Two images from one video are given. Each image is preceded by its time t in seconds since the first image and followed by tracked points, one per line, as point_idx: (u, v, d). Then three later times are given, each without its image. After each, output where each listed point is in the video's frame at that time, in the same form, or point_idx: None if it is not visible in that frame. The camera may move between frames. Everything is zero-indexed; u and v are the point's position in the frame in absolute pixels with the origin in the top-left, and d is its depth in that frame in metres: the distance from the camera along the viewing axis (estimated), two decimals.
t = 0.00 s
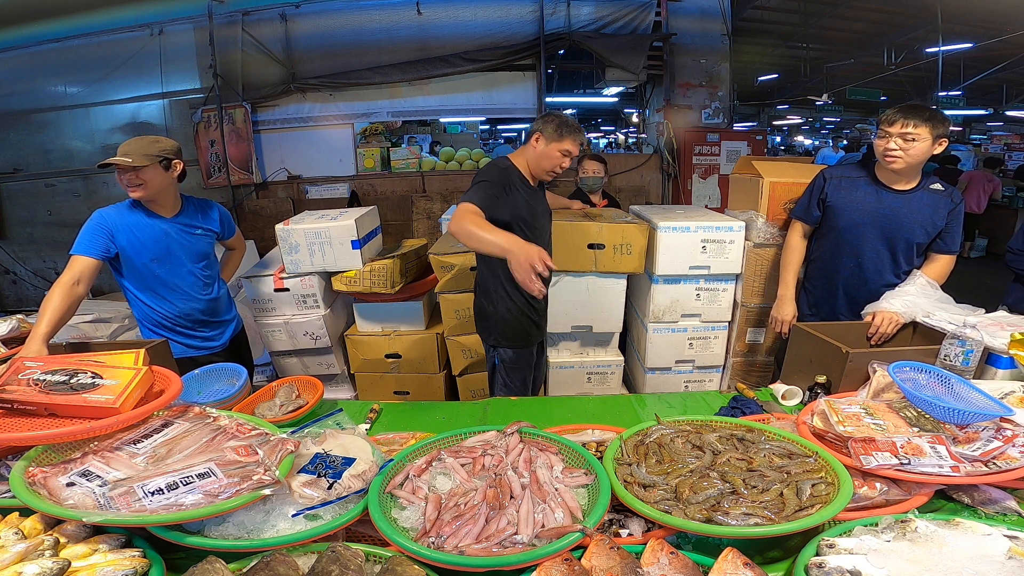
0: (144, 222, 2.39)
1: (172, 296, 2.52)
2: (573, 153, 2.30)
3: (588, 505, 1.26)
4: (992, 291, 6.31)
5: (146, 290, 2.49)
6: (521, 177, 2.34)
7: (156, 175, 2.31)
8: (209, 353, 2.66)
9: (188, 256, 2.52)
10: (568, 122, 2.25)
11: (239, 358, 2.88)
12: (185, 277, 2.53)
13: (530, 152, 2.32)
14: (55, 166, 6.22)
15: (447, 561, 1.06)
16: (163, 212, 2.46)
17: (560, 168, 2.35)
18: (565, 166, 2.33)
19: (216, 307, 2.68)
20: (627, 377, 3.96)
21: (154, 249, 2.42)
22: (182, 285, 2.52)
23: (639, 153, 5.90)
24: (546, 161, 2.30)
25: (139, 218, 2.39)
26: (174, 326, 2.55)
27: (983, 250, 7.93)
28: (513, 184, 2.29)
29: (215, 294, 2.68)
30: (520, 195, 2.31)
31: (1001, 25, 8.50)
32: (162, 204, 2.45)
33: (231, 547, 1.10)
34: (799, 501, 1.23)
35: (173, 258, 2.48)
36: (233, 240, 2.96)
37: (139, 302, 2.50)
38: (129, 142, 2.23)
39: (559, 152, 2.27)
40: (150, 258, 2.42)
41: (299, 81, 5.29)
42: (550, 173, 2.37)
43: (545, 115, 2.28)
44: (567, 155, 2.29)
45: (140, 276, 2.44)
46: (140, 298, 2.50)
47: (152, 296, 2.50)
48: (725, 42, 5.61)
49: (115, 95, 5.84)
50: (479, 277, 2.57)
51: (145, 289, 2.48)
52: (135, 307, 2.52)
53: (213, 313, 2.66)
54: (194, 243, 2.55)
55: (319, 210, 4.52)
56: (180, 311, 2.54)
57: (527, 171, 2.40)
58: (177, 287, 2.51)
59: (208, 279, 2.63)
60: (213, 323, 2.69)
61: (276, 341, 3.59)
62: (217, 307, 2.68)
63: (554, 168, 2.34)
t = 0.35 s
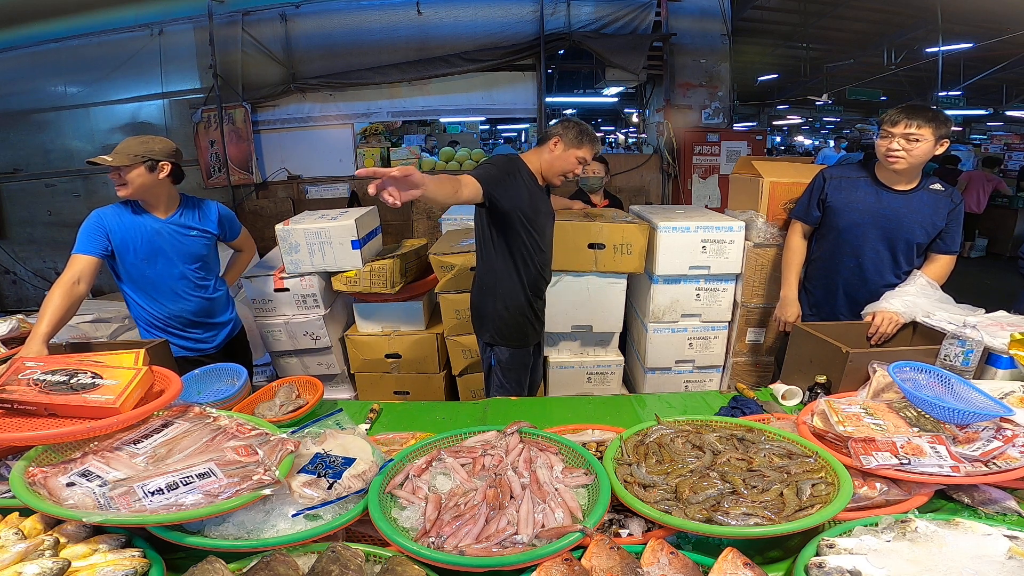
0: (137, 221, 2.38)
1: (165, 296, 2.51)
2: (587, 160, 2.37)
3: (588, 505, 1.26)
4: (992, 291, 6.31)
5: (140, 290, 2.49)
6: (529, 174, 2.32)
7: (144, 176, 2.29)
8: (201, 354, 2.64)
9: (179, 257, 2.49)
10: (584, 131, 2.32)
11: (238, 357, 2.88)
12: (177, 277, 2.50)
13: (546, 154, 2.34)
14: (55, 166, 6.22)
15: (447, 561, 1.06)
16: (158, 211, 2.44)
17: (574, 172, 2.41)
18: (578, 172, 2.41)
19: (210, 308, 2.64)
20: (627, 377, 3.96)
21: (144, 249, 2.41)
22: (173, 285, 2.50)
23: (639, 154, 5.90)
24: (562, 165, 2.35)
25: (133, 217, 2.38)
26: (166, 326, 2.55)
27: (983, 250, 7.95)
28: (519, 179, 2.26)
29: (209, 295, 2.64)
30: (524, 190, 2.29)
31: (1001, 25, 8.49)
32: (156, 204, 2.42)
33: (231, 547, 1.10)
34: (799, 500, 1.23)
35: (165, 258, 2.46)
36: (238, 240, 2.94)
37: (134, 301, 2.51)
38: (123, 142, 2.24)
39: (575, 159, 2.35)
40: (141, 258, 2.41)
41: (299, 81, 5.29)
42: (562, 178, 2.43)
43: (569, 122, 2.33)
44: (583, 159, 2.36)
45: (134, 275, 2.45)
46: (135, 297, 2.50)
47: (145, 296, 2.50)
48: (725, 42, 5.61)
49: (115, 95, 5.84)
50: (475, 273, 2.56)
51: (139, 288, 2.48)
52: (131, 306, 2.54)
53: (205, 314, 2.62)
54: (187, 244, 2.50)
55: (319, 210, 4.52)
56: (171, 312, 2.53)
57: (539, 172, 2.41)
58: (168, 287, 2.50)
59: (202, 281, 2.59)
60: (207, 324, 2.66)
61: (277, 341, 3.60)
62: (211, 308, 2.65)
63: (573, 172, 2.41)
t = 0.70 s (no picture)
0: (138, 222, 2.38)
1: (164, 297, 2.51)
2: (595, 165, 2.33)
3: (588, 505, 1.26)
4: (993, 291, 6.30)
5: (140, 291, 2.50)
6: (537, 179, 2.30)
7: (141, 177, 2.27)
8: (200, 355, 2.64)
9: (178, 259, 2.48)
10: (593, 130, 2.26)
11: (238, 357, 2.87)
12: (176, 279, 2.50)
13: (553, 156, 2.30)
14: (55, 167, 6.22)
15: (447, 561, 1.06)
16: (158, 213, 2.43)
17: (584, 171, 2.34)
18: (587, 172, 2.34)
19: (209, 309, 2.64)
20: (627, 377, 3.96)
21: (143, 251, 2.41)
22: (173, 286, 2.51)
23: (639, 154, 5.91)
24: (568, 166, 2.31)
25: (134, 218, 2.39)
26: (164, 327, 2.55)
27: (983, 250, 7.94)
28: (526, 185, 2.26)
29: (209, 297, 2.63)
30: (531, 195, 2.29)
31: (1001, 26, 8.49)
32: (158, 205, 2.42)
33: (231, 547, 1.10)
34: (799, 500, 1.23)
35: (164, 260, 2.46)
36: (241, 241, 2.93)
37: (134, 302, 2.52)
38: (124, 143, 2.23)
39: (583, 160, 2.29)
40: (140, 259, 2.42)
41: (299, 81, 5.29)
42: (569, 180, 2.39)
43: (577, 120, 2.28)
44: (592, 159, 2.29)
45: (134, 276, 2.45)
46: (135, 297, 2.51)
47: (144, 297, 2.50)
48: (725, 42, 5.61)
49: (115, 95, 5.84)
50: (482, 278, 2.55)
51: (139, 289, 2.49)
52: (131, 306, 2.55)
53: (204, 315, 2.62)
54: (186, 247, 2.49)
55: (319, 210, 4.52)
56: (170, 312, 2.54)
57: (545, 173, 2.37)
58: (167, 289, 2.50)
59: (201, 283, 2.58)
60: (206, 325, 2.66)
61: (277, 341, 3.60)
62: (210, 310, 2.65)
63: (585, 172, 2.33)
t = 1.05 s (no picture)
0: (136, 222, 2.39)
1: (164, 297, 2.51)
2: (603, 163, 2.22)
3: (588, 505, 1.26)
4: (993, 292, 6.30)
5: (139, 291, 2.50)
6: (543, 187, 2.21)
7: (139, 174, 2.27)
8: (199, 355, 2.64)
9: (177, 259, 2.48)
10: (597, 126, 2.14)
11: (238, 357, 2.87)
12: (176, 279, 2.50)
13: (560, 159, 2.20)
14: (55, 166, 6.22)
15: (447, 561, 1.06)
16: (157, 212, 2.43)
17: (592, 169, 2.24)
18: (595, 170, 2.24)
19: (208, 309, 2.64)
20: (627, 377, 3.96)
21: (143, 250, 2.41)
22: (172, 287, 2.51)
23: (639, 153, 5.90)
24: (577, 167, 2.20)
25: (133, 218, 2.39)
26: (163, 327, 2.55)
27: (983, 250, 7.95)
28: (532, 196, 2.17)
29: (209, 297, 2.63)
30: (538, 206, 2.20)
31: (1001, 26, 8.50)
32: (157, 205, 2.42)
33: (231, 547, 1.10)
34: (799, 500, 1.23)
35: (162, 260, 2.46)
36: (241, 240, 2.93)
37: (133, 302, 2.52)
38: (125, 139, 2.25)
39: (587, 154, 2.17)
40: (139, 259, 2.42)
41: (299, 81, 5.28)
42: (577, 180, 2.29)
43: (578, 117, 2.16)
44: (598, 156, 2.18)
45: (133, 276, 2.46)
46: (135, 297, 2.51)
47: (143, 296, 2.50)
48: (725, 42, 5.61)
49: (115, 95, 5.84)
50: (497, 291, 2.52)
51: (138, 290, 2.49)
52: (131, 306, 2.55)
53: (202, 315, 2.62)
54: (185, 247, 2.49)
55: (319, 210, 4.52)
56: (168, 312, 2.54)
57: (552, 176, 2.28)
58: (166, 289, 2.50)
59: (201, 283, 2.58)
60: (204, 325, 2.65)
61: (277, 341, 3.60)
62: (209, 310, 2.65)
63: (594, 169, 2.23)
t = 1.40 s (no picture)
0: (136, 222, 2.39)
1: (164, 296, 2.51)
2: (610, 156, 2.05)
3: (588, 505, 1.26)
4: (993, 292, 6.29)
5: (141, 291, 2.49)
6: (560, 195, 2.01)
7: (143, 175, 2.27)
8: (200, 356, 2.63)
9: (178, 258, 2.48)
10: (603, 116, 1.95)
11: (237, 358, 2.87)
12: (177, 279, 2.50)
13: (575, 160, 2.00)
14: (54, 166, 6.22)
15: (447, 561, 1.06)
16: (157, 211, 2.43)
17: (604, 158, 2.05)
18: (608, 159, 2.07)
19: (209, 309, 2.64)
20: (627, 377, 3.96)
21: (144, 249, 2.41)
22: (173, 287, 2.50)
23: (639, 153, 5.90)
24: (594, 163, 2.02)
25: (134, 217, 2.39)
26: (164, 326, 2.55)
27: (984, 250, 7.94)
28: (554, 208, 1.96)
29: (210, 297, 2.63)
30: (559, 217, 2.00)
31: (1001, 26, 8.50)
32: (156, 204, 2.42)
33: (231, 547, 1.10)
34: (799, 501, 1.23)
35: (163, 259, 2.46)
36: (240, 240, 2.93)
37: (133, 301, 2.52)
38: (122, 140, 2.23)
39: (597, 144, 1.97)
40: (140, 258, 2.42)
41: (299, 81, 5.28)
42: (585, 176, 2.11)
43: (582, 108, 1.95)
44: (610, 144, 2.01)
45: (134, 276, 2.45)
46: (135, 296, 2.51)
47: (144, 296, 2.50)
48: (725, 42, 5.62)
49: (115, 95, 5.84)
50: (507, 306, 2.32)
51: (139, 289, 2.49)
52: (131, 306, 2.55)
53: (204, 315, 2.62)
54: (188, 245, 2.49)
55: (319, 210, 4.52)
56: (169, 312, 2.54)
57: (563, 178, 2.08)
58: (167, 289, 2.50)
59: (201, 282, 2.58)
60: (205, 325, 2.65)
61: (277, 341, 3.60)
62: (210, 309, 2.64)
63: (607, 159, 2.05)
